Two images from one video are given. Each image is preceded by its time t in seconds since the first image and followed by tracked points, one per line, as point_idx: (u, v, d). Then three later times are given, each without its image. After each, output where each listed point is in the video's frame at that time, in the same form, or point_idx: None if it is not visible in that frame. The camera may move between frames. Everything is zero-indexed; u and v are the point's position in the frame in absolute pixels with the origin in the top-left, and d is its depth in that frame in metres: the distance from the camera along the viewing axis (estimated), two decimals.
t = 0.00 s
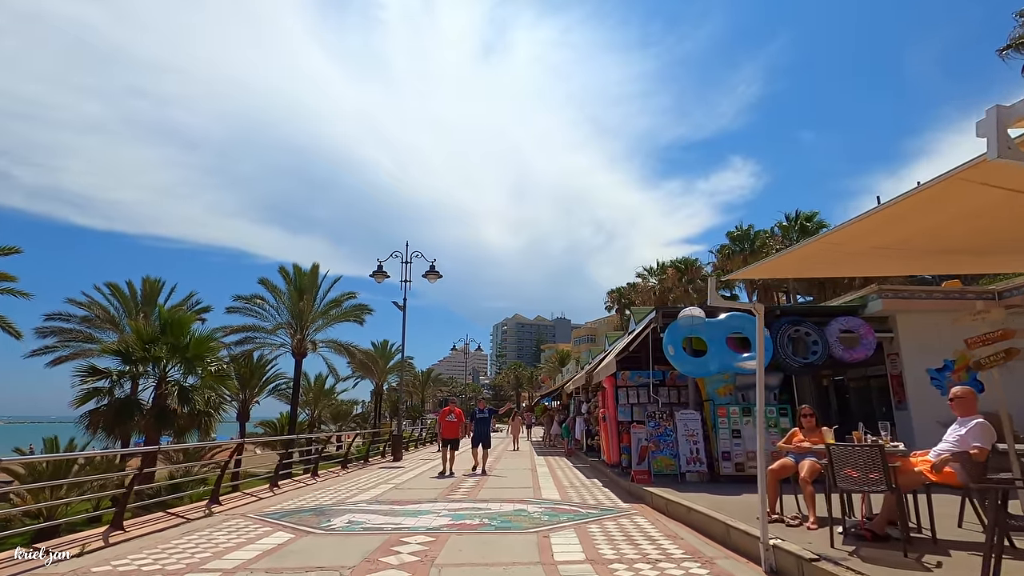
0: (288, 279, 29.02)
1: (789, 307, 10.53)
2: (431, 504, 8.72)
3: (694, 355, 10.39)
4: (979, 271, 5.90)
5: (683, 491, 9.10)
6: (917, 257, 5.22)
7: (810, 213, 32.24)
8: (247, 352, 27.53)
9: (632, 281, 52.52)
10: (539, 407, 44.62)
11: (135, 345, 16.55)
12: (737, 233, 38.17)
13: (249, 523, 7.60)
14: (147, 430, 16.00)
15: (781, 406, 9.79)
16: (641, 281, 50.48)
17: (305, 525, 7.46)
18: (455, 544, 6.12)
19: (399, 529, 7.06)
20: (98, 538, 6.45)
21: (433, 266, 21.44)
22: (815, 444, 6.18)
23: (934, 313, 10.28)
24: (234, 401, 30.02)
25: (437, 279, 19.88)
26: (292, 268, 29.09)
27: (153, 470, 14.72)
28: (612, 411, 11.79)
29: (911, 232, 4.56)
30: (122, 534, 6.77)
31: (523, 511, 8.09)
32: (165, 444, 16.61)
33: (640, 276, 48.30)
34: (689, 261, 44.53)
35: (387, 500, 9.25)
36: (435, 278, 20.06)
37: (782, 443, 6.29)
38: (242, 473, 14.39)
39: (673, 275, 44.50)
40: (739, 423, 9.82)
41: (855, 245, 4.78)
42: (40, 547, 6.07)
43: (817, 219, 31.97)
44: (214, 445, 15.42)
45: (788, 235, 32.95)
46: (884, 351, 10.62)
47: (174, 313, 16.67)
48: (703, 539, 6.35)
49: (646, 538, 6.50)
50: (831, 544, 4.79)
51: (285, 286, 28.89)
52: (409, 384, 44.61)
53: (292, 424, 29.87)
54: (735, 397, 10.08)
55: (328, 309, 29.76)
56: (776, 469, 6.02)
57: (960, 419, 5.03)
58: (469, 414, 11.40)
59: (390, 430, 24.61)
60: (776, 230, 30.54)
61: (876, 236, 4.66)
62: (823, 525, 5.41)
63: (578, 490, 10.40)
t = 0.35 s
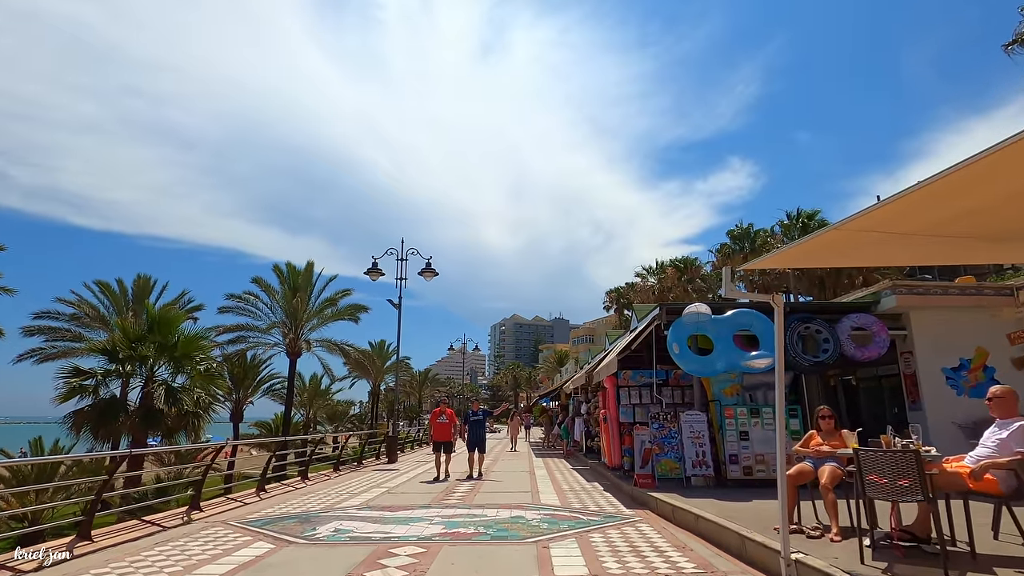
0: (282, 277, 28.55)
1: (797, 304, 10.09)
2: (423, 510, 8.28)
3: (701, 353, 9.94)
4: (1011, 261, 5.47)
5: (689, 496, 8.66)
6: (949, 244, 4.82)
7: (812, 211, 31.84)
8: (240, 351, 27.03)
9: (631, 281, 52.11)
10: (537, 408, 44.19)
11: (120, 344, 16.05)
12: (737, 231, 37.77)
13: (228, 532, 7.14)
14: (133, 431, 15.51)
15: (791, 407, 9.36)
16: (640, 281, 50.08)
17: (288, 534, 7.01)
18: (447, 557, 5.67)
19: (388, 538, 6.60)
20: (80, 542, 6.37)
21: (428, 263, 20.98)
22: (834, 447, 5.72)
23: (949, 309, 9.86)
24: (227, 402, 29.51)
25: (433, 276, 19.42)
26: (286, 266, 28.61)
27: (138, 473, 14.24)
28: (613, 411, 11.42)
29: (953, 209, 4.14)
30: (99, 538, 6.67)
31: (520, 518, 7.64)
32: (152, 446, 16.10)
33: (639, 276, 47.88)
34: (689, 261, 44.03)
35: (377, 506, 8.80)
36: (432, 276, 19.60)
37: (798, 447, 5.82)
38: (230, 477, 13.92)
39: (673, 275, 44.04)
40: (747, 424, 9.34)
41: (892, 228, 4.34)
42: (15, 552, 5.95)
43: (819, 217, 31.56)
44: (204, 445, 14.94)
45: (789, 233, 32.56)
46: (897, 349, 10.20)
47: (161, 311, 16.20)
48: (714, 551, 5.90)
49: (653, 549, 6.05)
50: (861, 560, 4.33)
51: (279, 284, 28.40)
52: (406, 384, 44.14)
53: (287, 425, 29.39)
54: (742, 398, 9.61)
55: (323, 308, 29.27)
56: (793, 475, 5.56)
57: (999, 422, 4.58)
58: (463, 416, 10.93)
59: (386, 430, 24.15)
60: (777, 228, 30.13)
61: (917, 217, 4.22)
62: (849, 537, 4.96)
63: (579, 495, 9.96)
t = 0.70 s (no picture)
0: (279, 274, 28.13)
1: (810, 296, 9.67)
2: (421, 512, 7.86)
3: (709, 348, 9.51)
4: None
5: (700, 497, 8.23)
6: (987, 218, 4.70)
7: (816, 207, 31.46)
8: (235, 350, 26.60)
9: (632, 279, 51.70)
10: (538, 408, 43.80)
11: (110, 340, 15.63)
12: (740, 228, 37.36)
13: (213, 536, 6.72)
14: (122, 430, 15.09)
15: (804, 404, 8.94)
16: (641, 279, 49.68)
17: (276, 537, 6.59)
18: (445, 563, 5.25)
19: (382, 543, 6.18)
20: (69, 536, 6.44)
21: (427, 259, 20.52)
22: (861, 445, 5.31)
23: (970, 302, 9.45)
24: (223, 401, 29.09)
25: (432, 272, 18.99)
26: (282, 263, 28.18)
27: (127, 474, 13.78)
28: (618, 409, 11.02)
29: (1018, 167, 3.81)
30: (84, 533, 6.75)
31: (523, 521, 7.21)
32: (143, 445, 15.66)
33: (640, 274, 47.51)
34: (691, 259, 43.58)
35: (372, 508, 8.37)
36: (430, 271, 19.16)
37: (822, 444, 5.40)
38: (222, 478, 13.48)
39: (674, 273, 43.61)
40: (759, 422, 8.94)
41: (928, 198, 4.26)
42: (6, 549, 5.96)
43: (823, 214, 31.19)
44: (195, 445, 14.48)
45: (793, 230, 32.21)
46: (914, 344, 9.79)
47: (153, 306, 15.78)
48: (733, 557, 5.47)
49: (667, 555, 5.62)
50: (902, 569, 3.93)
51: (275, 282, 27.98)
52: (404, 384, 43.68)
53: (284, 425, 28.96)
54: (753, 394, 9.19)
55: (320, 306, 28.85)
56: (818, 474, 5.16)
57: None
58: (459, 413, 10.50)
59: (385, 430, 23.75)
60: (780, 225, 29.76)
61: (956, 188, 4.13)
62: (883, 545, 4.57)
63: (583, 496, 9.56)
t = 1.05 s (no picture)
0: (275, 272, 27.66)
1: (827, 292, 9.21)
2: (417, 521, 7.40)
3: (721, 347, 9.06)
4: None
5: (713, 504, 7.77)
6: None
7: (820, 205, 31.06)
8: (230, 349, 26.13)
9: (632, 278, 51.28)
10: (538, 408, 43.38)
11: (98, 339, 15.14)
12: (743, 227, 36.92)
13: (193, 547, 6.25)
14: (110, 431, 14.60)
15: (822, 406, 8.50)
16: (641, 278, 49.25)
17: (260, 549, 6.12)
18: None
19: (373, 556, 5.72)
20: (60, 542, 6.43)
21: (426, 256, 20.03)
22: (896, 450, 4.86)
23: (994, 299, 9.00)
24: (218, 401, 28.63)
25: (430, 270, 18.50)
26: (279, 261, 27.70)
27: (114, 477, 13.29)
28: (623, 410, 10.57)
29: None
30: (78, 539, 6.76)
31: (526, 531, 6.75)
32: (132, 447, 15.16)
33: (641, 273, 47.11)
34: (692, 257, 43.15)
35: (365, 515, 7.91)
36: (429, 269, 18.68)
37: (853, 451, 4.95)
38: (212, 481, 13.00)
39: (675, 272, 43.20)
40: (774, 425, 8.48)
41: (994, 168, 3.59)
42: None
43: (827, 212, 30.81)
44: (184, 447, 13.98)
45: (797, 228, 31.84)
46: (934, 343, 9.34)
47: (143, 304, 15.31)
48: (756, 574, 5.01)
49: (683, 571, 5.15)
50: None
51: (271, 280, 27.51)
52: (403, 384, 43.20)
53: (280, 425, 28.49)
54: (767, 395, 8.75)
55: (317, 305, 28.38)
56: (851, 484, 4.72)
57: None
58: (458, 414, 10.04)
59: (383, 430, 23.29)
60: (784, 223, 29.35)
61: None
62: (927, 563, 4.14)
63: (588, 502, 9.12)
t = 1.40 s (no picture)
0: (270, 270, 27.23)
1: (842, 287, 8.78)
2: (411, 527, 6.98)
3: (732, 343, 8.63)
4: None
5: (725, 509, 7.34)
6: None
7: (823, 203, 30.75)
8: (224, 348, 25.69)
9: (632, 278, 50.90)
10: (536, 408, 43.14)
11: (85, 336, 14.71)
12: (743, 225, 36.58)
13: (170, 556, 5.82)
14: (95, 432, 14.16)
15: (838, 406, 8.09)
16: (641, 278, 48.92)
17: (241, 558, 5.69)
18: None
19: (363, 567, 5.28)
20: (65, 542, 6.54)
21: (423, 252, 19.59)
22: (932, 453, 4.45)
23: (1017, 294, 8.61)
24: (212, 401, 28.17)
25: (427, 267, 18.08)
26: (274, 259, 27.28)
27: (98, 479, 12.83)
28: (628, 410, 10.16)
29: None
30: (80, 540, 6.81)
31: (527, 538, 6.31)
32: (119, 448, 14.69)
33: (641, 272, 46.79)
34: (692, 257, 42.78)
35: (356, 520, 7.47)
36: (426, 266, 18.26)
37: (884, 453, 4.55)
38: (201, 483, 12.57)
39: (675, 272, 42.82)
40: (788, 425, 8.05)
41: None
42: None
43: (830, 210, 30.48)
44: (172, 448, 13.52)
45: (800, 226, 31.49)
46: (953, 340, 8.95)
47: (131, 300, 14.87)
48: None
49: None
50: None
51: (267, 278, 27.07)
52: (400, 384, 42.71)
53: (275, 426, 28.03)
54: (780, 393, 8.34)
55: (313, 303, 27.95)
56: (884, 490, 4.32)
57: None
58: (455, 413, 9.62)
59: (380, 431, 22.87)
60: (788, 221, 28.97)
61: None
62: None
63: (592, 507, 8.70)
